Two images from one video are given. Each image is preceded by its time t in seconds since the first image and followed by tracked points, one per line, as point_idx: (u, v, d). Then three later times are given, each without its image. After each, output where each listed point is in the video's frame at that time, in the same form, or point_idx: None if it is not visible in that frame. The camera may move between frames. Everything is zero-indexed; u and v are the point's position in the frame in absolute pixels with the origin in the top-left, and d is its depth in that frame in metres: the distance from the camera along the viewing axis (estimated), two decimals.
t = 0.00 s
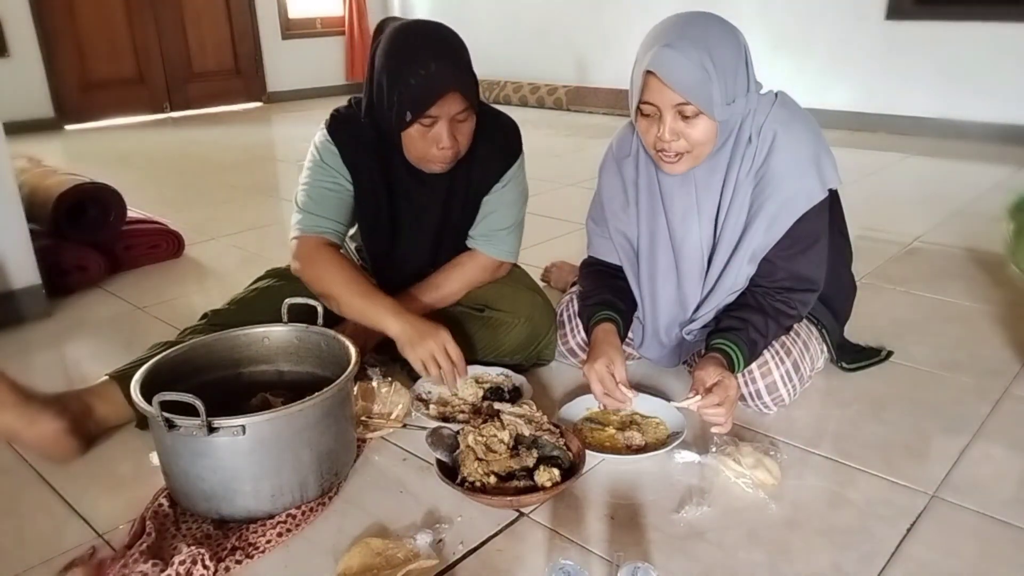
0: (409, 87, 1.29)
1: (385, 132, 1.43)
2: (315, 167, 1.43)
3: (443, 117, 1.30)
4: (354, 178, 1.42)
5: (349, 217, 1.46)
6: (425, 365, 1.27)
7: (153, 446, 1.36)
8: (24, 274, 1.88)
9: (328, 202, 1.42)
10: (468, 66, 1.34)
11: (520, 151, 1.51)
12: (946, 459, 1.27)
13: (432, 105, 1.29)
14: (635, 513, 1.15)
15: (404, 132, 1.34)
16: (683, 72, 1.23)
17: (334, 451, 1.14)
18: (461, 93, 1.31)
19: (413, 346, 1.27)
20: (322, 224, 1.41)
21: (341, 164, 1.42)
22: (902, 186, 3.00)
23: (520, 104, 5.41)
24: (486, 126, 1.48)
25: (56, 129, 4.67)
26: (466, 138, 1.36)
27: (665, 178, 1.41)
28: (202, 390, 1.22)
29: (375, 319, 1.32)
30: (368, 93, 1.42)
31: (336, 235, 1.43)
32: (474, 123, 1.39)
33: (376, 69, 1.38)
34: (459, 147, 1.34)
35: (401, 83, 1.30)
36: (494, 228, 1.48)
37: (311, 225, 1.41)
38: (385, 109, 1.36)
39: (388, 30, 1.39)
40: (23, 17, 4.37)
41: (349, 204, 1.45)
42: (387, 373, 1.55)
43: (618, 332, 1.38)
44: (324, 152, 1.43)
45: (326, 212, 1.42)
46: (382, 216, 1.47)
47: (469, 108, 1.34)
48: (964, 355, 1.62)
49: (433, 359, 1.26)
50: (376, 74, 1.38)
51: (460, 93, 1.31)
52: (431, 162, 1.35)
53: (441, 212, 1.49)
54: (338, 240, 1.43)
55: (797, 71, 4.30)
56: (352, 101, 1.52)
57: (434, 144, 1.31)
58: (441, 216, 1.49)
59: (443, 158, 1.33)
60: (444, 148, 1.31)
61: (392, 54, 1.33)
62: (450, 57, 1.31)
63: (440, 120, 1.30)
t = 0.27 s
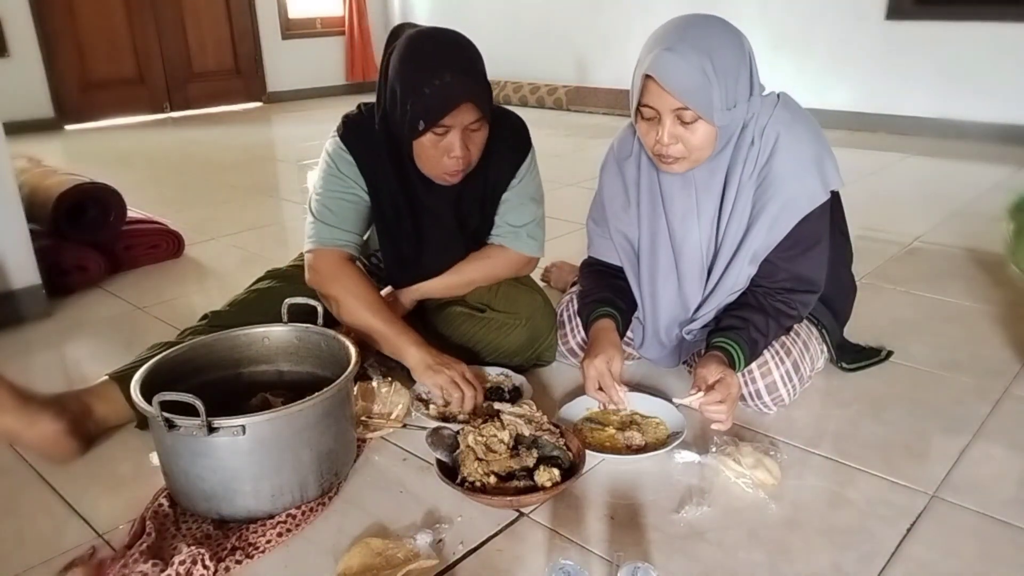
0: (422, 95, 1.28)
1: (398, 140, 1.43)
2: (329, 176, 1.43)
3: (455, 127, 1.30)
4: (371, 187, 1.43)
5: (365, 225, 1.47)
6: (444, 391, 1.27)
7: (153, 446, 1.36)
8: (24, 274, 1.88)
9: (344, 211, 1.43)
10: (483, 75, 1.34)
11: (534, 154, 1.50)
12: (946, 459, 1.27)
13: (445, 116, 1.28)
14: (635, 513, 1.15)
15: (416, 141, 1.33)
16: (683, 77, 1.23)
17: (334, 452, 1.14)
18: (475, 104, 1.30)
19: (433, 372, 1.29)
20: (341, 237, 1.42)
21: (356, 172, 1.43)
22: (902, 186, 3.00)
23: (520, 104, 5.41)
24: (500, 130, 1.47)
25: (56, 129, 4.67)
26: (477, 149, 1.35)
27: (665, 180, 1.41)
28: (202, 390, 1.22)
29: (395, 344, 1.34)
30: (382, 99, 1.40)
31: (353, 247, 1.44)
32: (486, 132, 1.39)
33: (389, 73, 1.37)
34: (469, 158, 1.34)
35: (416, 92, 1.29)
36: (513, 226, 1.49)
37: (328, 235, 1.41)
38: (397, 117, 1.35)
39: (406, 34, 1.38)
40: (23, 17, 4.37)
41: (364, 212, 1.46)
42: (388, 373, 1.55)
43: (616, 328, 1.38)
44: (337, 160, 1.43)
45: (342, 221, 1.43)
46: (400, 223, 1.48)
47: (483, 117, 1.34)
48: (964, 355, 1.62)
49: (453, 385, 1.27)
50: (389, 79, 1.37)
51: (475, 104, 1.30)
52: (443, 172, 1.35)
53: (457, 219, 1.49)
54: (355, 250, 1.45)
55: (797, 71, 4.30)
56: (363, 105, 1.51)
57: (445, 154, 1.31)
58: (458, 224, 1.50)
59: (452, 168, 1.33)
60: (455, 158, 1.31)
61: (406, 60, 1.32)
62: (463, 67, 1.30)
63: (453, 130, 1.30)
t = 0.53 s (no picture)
0: (434, 106, 1.28)
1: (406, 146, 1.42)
2: (332, 180, 1.42)
3: (466, 139, 1.30)
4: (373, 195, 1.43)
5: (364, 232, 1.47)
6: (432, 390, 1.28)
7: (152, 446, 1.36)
8: (24, 274, 1.88)
9: (344, 219, 1.43)
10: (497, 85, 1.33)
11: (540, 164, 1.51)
12: (946, 459, 1.27)
13: (457, 127, 1.28)
14: (635, 513, 1.15)
15: (425, 148, 1.33)
16: (685, 81, 1.23)
17: (334, 452, 1.14)
18: (487, 118, 1.30)
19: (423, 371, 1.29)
20: (338, 242, 1.43)
21: (359, 179, 1.42)
22: (902, 186, 3.00)
23: (520, 104, 5.41)
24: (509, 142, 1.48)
25: (56, 129, 4.67)
26: (487, 161, 1.35)
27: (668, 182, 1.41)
28: (202, 390, 1.22)
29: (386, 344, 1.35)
30: (394, 106, 1.40)
31: (350, 253, 1.44)
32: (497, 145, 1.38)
33: (403, 78, 1.37)
34: (478, 170, 1.34)
35: (428, 100, 1.29)
36: (516, 239, 1.49)
37: (324, 242, 1.42)
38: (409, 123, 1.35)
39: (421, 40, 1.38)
40: (23, 17, 4.37)
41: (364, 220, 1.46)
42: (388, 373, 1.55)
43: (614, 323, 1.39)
44: (342, 165, 1.42)
45: (340, 229, 1.43)
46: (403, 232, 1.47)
47: (494, 131, 1.33)
48: (964, 355, 1.62)
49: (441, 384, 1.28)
50: (402, 85, 1.36)
51: (487, 117, 1.30)
52: (450, 181, 1.35)
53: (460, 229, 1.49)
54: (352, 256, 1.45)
55: (796, 70, 4.30)
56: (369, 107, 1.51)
57: (454, 165, 1.31)
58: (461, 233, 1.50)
59: (460, 178, 1.33)
60: (462, 169, 1.31)
61: (420, 68, 1.31)
62: (477, 79, 1.29)
63: (463, 142, 1.30)
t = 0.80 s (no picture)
0: (437, 111, 1.28)
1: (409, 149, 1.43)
2: (331, 184, 1.42)
3: (467, 145, 1.30)
4: (371, 198, 1.43)
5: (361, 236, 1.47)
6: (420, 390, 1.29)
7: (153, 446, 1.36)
8: (24, 274, 1.88)
9: (342, 223, 1.43)
10: (500, 89, 1.34)
11: (542, 168, 1.52)
12: (946, 459, 1.27)
13: (459, 134, 1.28)
14: (635, 513, 1.15)
15: (426, 154, 1.33)
16: (685, 84, 1.23)
17: (334, 452, 1.14)
18: (490, 125, 1.30)
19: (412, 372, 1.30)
20: (331, 246, 1.43)
21: (358, 182, 1.42)
22: (902, 187, 3.00)
23: (520, 104, 5.41)
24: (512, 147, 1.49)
25: (56, 129, 4.67)
26: (488, 166, 1.35)
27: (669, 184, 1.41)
28: (202, 390, 1.22)
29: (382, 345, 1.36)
30: (396, 110, 1.40)
31: (344, 256, 1.44)
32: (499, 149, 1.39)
33: (406, 81, 1.37)
34: (478, 175, 1.34)
35: (430, 104, 1.29)
36: (515, 242, 1.50)
37: (320, 246, 1.42)
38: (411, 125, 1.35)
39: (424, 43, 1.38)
40: (23, 17, 4.36)
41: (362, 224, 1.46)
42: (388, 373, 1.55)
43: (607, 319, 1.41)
44: (341, 168, 1.42)
45: (337, 233, 1.43)
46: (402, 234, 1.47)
47: (496, 137, 1.33)
48: (964, 355, 1.62)
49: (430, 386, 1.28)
50: (406, 90, 1.36)
51: (490, 125, 1.30)
52: (450, 186, 1.35)
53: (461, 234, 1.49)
54: (346, 261, 1.45)
55: (796, 70, 4.31)
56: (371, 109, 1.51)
57: (454, 171, 1.31)
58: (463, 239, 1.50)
59: (460, 184, 1.33)
60: (463, 175, 1.31)
61: (422, 73, 1.32)
62: (480, 85, 1.29)
63: (464, 148, 1.30)
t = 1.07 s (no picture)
0: (440, 118, 1.28)
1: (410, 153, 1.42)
2: (330, 189, 1.42)
3: (469, 152, 1.30)
4: (370, 204, 1.42)
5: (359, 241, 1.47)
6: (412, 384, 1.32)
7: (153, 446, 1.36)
8: (24, 274, 1.88)
9: (338, 229, 1.43)
10: (502, 93, 1.33)
11: (542, 171, 1.51)
12: (945, 459, 1.27)
13: (461, 142, 1.28)
14: (635, 513, 1.15)
15: (428, 159, 1.33)
16: (684, 88, 1.23)
17: (334, 452, 1.14)
18: (491, 133, 1.29)
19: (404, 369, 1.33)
20: (327, 253, 1.43)
21: (357, 187, 1.41)
22: (903, 187, 3.00)
23: (520, 104, 5.42)
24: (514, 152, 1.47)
25: (56, 129, 4.67)
26: (490, 173, 1.35)
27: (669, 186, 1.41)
28: (202, 390, 1.22)
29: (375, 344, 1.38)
30: (400, 111, 1.40)
31: (340, 263, 1.45)
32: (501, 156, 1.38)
33: (408, 85, 1.37)
34: (481, 182, 1.34)
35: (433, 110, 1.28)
36: (514, 244, 1.50)
37: (315, 251, 1.43)
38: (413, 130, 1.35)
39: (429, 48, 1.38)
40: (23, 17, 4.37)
41: (360, 229, 1.45)
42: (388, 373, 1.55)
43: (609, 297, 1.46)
44: (341, 173, 1.41)
45: (332, 240, 1.43)
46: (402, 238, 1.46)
47: (499, 144, 1.33)
48: (964, 355, 1.62)
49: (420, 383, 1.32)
50: (409, 93, 1.36)
51: (492, 133, 1.30)
52: (454, 192, 1.35)
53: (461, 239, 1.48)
54: (344, 267, 1.46)
55: (796, 70, 4.31)
56: (372, 113, 1.50)
57: (457, 177, 1.32)
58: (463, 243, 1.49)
59: (463, 190, 1.34)
60: (466, 181, 1.31)
61: (424, 79, 1.32)
62: (480, 90, 1.29)
63: (467, 155, 1.30)
